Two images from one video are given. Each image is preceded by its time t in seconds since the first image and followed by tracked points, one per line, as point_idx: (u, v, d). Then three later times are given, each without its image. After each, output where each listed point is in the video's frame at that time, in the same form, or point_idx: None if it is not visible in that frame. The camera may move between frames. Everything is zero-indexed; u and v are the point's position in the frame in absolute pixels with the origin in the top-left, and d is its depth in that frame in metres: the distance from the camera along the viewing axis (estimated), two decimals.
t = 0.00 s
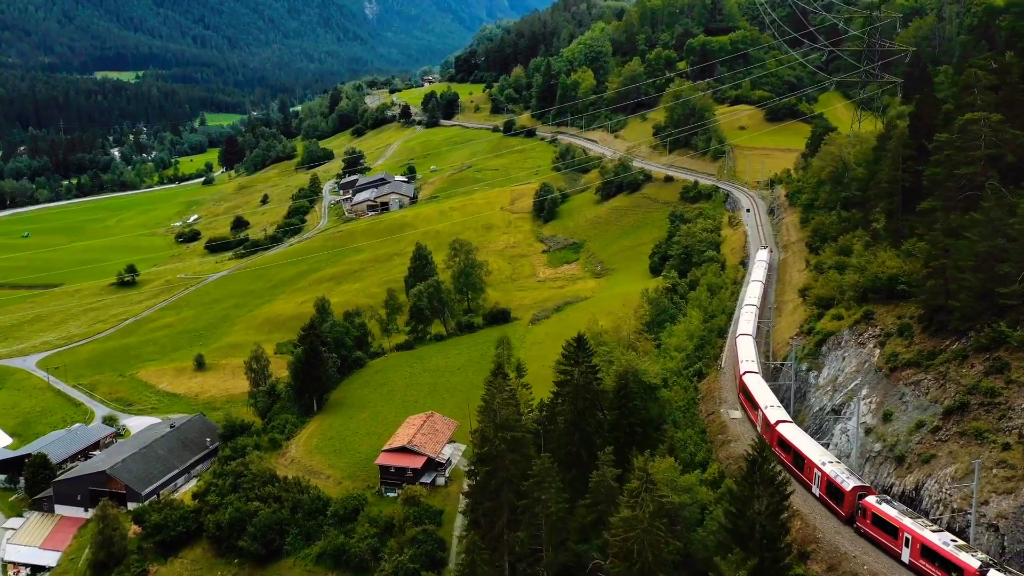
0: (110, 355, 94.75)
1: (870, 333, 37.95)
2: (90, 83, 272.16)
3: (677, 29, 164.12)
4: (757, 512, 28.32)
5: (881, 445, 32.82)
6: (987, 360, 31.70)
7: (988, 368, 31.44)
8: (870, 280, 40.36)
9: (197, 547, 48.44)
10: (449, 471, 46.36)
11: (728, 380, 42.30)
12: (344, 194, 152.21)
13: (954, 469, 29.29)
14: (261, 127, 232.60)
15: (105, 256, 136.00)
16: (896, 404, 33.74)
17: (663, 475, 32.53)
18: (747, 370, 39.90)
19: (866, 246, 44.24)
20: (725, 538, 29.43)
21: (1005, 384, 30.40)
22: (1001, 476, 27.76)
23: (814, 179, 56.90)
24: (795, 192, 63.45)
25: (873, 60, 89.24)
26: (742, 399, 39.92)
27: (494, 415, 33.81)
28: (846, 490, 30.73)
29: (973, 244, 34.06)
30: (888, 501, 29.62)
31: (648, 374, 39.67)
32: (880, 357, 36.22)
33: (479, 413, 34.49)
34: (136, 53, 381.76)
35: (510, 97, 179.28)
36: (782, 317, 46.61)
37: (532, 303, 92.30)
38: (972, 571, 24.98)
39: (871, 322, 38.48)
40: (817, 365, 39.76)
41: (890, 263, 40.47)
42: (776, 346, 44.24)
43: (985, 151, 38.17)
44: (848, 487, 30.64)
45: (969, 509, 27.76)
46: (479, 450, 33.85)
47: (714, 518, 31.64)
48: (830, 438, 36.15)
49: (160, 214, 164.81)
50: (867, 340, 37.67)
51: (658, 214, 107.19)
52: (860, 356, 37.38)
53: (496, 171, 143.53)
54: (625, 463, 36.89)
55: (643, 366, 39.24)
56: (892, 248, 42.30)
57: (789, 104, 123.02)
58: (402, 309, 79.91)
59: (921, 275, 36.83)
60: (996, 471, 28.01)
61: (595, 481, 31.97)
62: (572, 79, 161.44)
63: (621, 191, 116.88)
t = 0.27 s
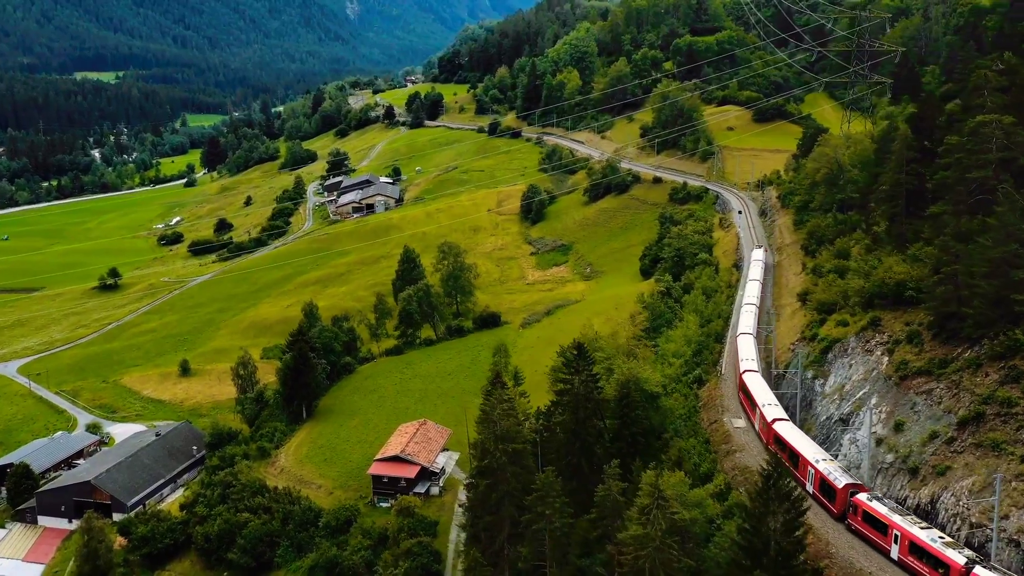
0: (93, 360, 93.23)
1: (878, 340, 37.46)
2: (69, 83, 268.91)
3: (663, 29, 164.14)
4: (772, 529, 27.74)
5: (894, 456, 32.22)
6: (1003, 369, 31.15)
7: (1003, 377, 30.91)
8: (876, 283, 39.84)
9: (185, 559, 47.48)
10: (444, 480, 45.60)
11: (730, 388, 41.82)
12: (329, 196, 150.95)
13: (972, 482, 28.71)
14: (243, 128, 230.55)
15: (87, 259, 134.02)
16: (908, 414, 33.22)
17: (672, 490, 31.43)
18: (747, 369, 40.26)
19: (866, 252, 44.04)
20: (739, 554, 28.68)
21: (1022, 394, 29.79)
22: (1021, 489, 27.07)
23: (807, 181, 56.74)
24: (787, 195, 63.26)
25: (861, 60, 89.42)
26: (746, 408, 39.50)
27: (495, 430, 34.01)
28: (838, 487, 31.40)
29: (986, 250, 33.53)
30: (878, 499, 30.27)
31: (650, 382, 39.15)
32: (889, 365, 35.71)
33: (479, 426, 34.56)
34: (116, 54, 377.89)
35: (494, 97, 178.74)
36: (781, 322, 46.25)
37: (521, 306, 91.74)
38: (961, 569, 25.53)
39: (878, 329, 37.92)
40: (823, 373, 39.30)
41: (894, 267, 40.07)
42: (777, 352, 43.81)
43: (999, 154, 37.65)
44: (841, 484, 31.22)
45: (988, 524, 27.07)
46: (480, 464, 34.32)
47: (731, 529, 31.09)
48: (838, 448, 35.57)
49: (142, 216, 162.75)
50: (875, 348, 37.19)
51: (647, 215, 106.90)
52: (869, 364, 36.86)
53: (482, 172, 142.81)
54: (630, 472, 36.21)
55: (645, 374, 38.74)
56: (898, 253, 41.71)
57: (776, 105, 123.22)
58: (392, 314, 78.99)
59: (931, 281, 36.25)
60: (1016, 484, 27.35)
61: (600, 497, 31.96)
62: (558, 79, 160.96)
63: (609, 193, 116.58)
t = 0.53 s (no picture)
0: (77, 366, 91.60)
1: (887, 348, 36.88)
2: (49, 83, 265.52)
3: (650, 30, 164.10)
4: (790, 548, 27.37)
5: (908, 468, 31.62)
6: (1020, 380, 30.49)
7: (1021, 388, 30.25)
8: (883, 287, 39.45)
9: (174, 571, 46.41)
10: (439, 490, 44.84)
11: (733, 395, 41.30)
12: (315, 197, 149.60)
13: (990, 496, 28.11)
14: (227, 129, 228.45)
15: (68, 262, 131.99)
16: (922, 424, 32.61)
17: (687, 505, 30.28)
18: (748, 368, 40.68)
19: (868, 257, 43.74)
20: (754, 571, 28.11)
21: None
22: None
23: (801, 184, 56.52)
24: (781, 197, 63.02)
25: (851, 62, 89.51)
26: (751, 415, 39.01)
27: (499, 442, 33.52)
28: (832, 485, 31.95)
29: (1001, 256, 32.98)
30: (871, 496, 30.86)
31: (653, 391, 38.60)
32: (900, 374, 35.11)
33: (482, 438, 34.14)
34: (97, 54, 373.68)
35: (480, 98, 178.33)
36: (781, 325, 45.81)
37: (511, 309, 91.17)
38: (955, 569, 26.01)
39: (887, 336, 37.36)
40: (830, 380, 38.66)
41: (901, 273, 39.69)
42: (778, 357, 43.29)
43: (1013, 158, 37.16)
44: (835, 481, 31.82)
45: (1010, 540, 26.47)
46: (482, 477, 33.88)
47: (749, 540, 30.56)
48: (849, 459, 34.97)
49: (124, 218, 160.72)
50: (885, 356, 36.59)
51: (637, 217, 106.59)
52: (877, 372, 36.32)
53: (469, 173, 142.04)
54: (635, 485, 35.72)
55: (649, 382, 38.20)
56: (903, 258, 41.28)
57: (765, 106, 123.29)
58: (382, 318, 77.84)
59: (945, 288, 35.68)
60: None
61: (608, 512, 31.69)
62: (544, 79, 160.43)
63: (598, 194, 116.18)
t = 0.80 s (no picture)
0: (63, 372, 90.28)
1: (897, 355, 36.48)
2: (32, 83, 263.08)
3: (639, 30, 163.96)
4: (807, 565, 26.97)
5: (923, 478, 31.19)
6: None
7: None
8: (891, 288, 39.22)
9: None
10: (435, 498, 44.23)
11: (737, 402, 40.90)
12: (303, 199, 148.52)
13: (1010, 508, 27.61)
14: (213, 130, 226.65)
15: (53, 265, 130.34)
16: (936, 434, 32.19)
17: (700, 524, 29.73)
18: (750, 367, 40.91)
19: (873, 260, 43.43)
20: None
21: None
22: None
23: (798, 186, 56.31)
24: (776, 200, 62.82)
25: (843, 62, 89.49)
26: (755, 422, 38.76)
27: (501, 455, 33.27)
28: (828, 482, 32.28)
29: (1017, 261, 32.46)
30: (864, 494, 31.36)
31: (657, 399, 38.25)
32: (911, 382, 34.74)
33: (485, 449, 33.91)
34: (80, 54, 370.54)
35: (468, 99, 177.85)
36: (781, 330, 45.55)
37: (503, 312, 90.62)
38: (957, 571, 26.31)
39: (897, 342, 36.95)
40: (839, 388, 38.21)
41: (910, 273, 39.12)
42: (781, 365, 42.89)
43: None
44: (830, 479, 32.15)
45: None
46: (485, 489, 33.70)
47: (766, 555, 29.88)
48: (858, 467, 34.53)
49: (109, 220, 159.05)
50: (895, 363, 36.21)
51: (629, 219, 106.28)
52: (887, 380, 35.92)
53: (458, 174, 141.41)
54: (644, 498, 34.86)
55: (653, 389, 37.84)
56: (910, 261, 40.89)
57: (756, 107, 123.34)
58: (374, 321, 76.82)
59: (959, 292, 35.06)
60: None
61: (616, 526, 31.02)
62: (533, 80, 159.93)
63: (589, 196, 115.81)
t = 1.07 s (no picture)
0: (46, 378, 88.66)
1: (907, 363, 35.61)
2: (11, 83, 259.83)
3: (626, 30, 163.76)
4: None
5: (940, 493, 30.27)
6: None
7: None
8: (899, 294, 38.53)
9: None
10: (431, 509, 43.47)
11: (742, 411, 40.32)
12: (288, 201, 147.14)
13: None
14: (195, 131, 224.35)
15: (34, 269, 128.30)
16: (952, 445, 31.28)
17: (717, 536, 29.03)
18: (751, 367, 40.94)
19: (875, 266, 42.84)
20: None
21: None
22: None
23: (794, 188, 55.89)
24: (771, 202, 62.49)
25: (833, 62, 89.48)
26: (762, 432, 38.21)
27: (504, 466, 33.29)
28: (823, 481, 32.49)
29: None
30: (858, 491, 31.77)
31: (663, 409, 37.78)
32: (923, 391, 33.85)
33: (487, 461, 33.70)
34: (61, 55, 367.19)
35: (454, 99, 177.27)
36: (780, 335, 45.19)
37: (493, 316, 89.86)
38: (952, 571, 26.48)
39: (907, 350, 36.10)
40: (848, 397, 37.42)
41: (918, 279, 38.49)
42: (782, 372, 42.51)
43: None
44: (825, 477, 32.36)
45: None
46: (488, 503, 33.47)
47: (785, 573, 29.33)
48: (873, 480, 33.74)
49: (91, 222, 156.86)
50: (905, 372, 35.36)
51: (618, 221, 105.90)
52: (897, 389, 35.13)
53: (445, 176, 140.61)
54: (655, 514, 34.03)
55: (657, 399, 37.41)
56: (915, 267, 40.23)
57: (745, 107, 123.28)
58: (364, 326, 75.73)
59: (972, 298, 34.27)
60: None
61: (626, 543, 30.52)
62: (519, 80, 159.28)
63: (578, 197, 115.36)
